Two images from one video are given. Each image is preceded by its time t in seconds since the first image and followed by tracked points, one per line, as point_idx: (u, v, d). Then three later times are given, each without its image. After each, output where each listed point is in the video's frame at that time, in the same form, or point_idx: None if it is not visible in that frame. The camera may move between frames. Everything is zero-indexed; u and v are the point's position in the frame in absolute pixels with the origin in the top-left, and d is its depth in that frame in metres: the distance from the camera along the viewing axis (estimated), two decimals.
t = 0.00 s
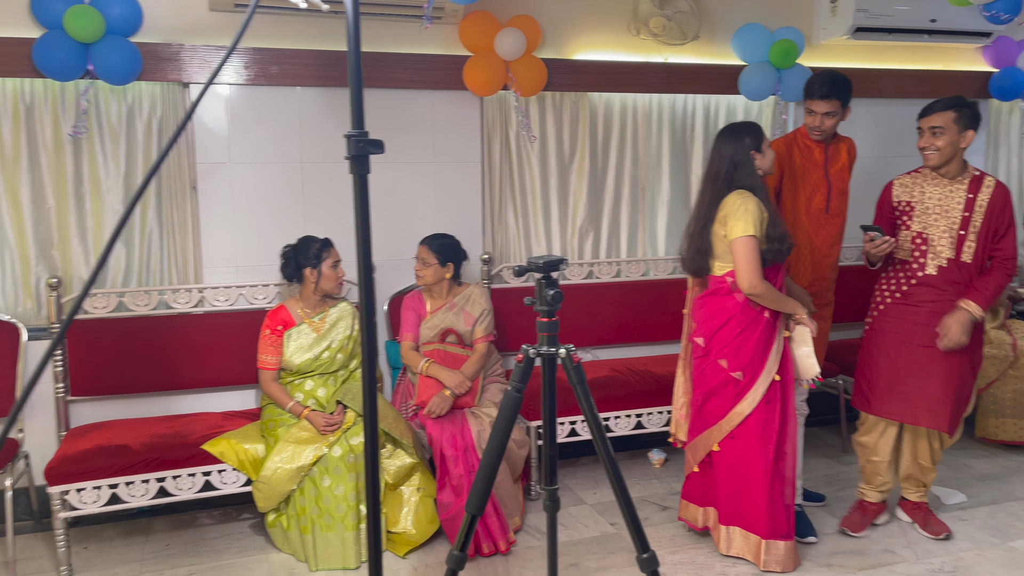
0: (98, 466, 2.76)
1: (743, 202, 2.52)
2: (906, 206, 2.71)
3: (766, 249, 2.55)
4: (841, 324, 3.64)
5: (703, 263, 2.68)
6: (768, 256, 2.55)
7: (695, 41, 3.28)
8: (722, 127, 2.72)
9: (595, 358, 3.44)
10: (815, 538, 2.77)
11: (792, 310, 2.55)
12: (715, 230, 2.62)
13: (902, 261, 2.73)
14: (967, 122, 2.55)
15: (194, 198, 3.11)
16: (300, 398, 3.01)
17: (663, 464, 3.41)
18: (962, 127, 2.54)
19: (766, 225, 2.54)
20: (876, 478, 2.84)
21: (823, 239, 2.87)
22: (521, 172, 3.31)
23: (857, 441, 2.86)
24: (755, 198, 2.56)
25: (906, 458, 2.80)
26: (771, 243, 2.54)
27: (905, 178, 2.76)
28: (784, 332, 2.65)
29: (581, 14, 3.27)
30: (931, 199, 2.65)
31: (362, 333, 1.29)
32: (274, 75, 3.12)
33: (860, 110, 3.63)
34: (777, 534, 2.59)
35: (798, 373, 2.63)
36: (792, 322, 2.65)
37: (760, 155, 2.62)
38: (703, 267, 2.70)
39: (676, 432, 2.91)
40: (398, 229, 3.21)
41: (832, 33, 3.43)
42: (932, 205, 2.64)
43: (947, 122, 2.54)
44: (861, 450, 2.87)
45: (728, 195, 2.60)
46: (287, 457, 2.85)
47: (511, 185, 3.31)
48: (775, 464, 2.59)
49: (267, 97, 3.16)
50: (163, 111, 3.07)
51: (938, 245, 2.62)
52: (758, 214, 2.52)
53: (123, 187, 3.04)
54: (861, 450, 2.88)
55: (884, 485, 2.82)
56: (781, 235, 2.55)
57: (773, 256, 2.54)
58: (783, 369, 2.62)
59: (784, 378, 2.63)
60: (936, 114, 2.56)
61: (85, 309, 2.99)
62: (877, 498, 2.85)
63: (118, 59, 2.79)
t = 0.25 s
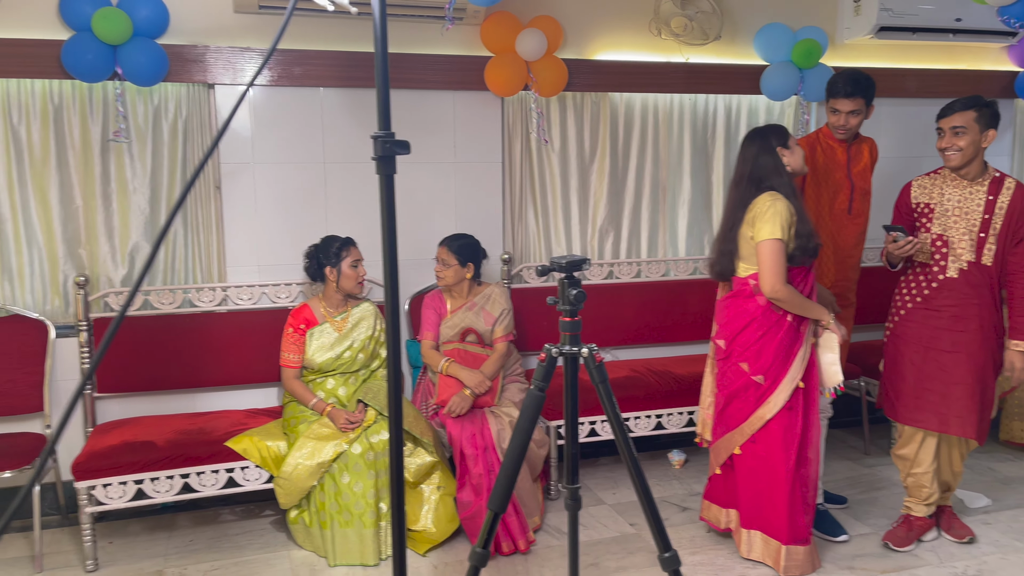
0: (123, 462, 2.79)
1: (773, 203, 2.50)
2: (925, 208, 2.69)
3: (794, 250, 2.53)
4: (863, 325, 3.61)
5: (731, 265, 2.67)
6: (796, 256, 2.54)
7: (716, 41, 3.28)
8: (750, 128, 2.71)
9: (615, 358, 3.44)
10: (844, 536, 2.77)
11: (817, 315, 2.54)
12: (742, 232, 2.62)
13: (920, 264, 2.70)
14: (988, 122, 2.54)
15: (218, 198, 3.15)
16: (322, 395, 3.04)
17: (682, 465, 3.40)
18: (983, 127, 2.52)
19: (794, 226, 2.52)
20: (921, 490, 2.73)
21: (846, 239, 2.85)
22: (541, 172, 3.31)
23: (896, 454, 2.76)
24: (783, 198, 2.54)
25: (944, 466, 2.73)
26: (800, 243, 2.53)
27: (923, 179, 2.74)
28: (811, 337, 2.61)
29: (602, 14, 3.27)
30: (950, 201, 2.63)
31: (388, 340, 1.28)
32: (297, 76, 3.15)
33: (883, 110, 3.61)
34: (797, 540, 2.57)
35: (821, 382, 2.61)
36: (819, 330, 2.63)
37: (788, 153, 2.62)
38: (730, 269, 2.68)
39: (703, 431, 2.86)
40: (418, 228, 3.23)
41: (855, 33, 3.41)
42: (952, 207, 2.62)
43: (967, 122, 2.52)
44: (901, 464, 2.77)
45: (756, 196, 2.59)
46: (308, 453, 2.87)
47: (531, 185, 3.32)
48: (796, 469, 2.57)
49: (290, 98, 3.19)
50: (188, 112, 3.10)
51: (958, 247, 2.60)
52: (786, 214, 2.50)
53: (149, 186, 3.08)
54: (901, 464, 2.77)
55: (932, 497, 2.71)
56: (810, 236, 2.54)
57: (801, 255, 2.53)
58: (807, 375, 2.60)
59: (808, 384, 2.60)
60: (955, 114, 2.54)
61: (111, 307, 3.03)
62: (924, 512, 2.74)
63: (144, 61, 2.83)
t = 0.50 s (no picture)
0: (149, 460, 2.83)
1: (792, 205, 2.49)
2: (944, 210, 2.67)
3: (817, 252, 2.52)
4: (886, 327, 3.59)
5: (754, 265, 2.66)
6: (818, 260, 2.52)
7: (738, 42, 3.27)
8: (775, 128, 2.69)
9: (636, 359, 3.44)
10: (869, 539, 2.76)
11: (841, 317, 2.51)
12: (763, 232, 2.61)
13: (940, 266, 2.68)
14: (1006, 121, 2.51)
15: (242, 199, 3.18)
16: (345, 395, 3.06)
17: (703, 467, 3.39)
18: (1002, 127, 2.50)
19: (817, 228, 2.51)
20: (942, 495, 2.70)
21: (869, 240, 2.83)
22: (562, 173, 3.32)
23: (914, 461, 2.76)
24: (805, 201, 2.53)
25: (969, 470, 2.69)
26: (822, 246, 2.51)
27: (942, 180, 2.71)
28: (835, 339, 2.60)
29: (623, 15, 3.28)
30: (970, 202, 2.60)
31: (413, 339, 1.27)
32: (320, 78, 3.18)
33: (906, 111, 3.58)
34: (820, 545, 2.54)
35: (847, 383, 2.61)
36: (843, 330, 2.61)
37: (812, 157, 2.58)
38: (752, 271, 2.68)
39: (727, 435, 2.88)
40: (440, 229, 3.24)
41: (879, 33, 3.40)
42: (972, 208, 2.60)
43: (986, 122, 2.50)
44: (921, 470, 2.75)
45: (779, 197, 2.58)
46: (330, 452, 2.89)
47: (552, 186, 3.32)
48: (819, 473, 2.55)
49: (313, 100, 3.22)
50: (213, 114, 3.13)
51: (980, 249, 2.57)
52: (808, 216, 2.49)
53: (174, 188, 3.12)
54: (921, 470, 2.75)
55: (954, 502, 2.68)
56: (833, 237, 2.52)
57: (824, 259, 2.51)
58: (832, 379, 2.58)
59: (832, 387, 2.58)
60: (974, 114, 2.51)
61: (138, 307, 3.08)
62: (948, 517, 2.70)
63: (171, 65, 2.87)
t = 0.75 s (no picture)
0: (174, 457, 2.87)
1: (806, 203, 2.48)
2: (973, 210, 2.64)
3: (828, 255, 2.50)
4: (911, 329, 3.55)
5: (769, 269, 2.63)
6: (831, 262, 2.50)
7: (762, 42, 3.25)
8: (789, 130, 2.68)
9: (657, 361, 3.43)
10: (895, 543, 2.73)
11: (855, 313, 2.50)
12: (778, 233, 2.58)
13: (969, 268, 2.65)
14: None
15: (266, 199, 3.21)
16: (367, 394, 3.08)
17: (725, 469, 3.37)
18: None
19: (830, 229, 2.50)
20: (970, 499, 2.68)
21: (896, 241, 2.80)
22: (584, 174, 3.32)
23: (943, 464, 2.73)
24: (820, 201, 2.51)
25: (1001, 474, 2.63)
26: (834, 248, 2.49)
27: (970, 180, 2.68)
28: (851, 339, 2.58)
29: (646, 16, 3.28)
30: (1000, 202, 2.57)
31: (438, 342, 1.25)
32: (343, 80, 3.20)
33: (932, 111, 3.54)
34: (853, 545, 2.51)
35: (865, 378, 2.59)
36: (858, 327, 2.59)
37: (829, 156, 2.59)
38: (767, 271, 2.65)
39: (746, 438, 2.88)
40: (461, 229, 3.26)
41: (905, 32, 3.37)
42: (1001, 209, 2.57)
43: (1018, 118, 2.46)
44: (951, 473, 2.73)
45: (792, 198, 2.56)
46: (353, 451, 2.91)
47: (574, 187, 3.32)
48: (846, 473, 2.53)
49: (336, 102, 3.24)
50: (238, 116, 3.17)
51: (1009, 251, 2.54)
52: (822, 215, 2.48)
53: (200, 188, 3.15)
54: (950, 473, 2.73)
55: (980, 507, 2.65)
56: (847, 240, 2.50)
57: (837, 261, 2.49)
58: (852, 376, 2.57)
59: (853, 386, 2.57)
60: (1004, 112, 2.49)
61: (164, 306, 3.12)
62: (976, 521, 2.67)
63: (198, 67, 2.90)
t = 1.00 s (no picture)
0: (204, 454, 2.91)
1: (829, 204, 2.45)
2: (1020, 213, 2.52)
3: (852, 256, 2.47)
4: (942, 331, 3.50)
5: (791, 270, 2.59)
6: (854, 264, 2.47)
7: (790, 41, 3.23)
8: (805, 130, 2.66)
9: (683, 362, 3.41)
10: (925, 548, 2.70)
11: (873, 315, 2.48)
12: (799, 233, 2.55)
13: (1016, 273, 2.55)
14: None
15: (294, 199, 3.25)
16: (393, 393, 3.10)
17: (752, 471, 3.35)
18: None
19: (852, 230, 2.46)
20: (1004, 504, 2.63)
21: (929, 242, 2.75)
22: (610, 174, 3.32)
23: (981, 465, 2.68)
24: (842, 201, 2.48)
25: None
26: (857, 250, 2.47)
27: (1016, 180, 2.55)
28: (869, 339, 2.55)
29: (674, 16, 3.27)
30: None
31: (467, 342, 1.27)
32: (371, 81, 3.22)
33: (963, 110, 3.50)
34: (872, 545, 2.49)
35: (883, 377, 2.56)
36: (876, 328, 2.57)
37: (846, 156, 2.57)
38: (788, 271, 2.61)
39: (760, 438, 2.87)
40: (488, 229, 3.27)
41: (936, 30, 3.33)
42: None
43: None
44: (988, 475, 2.68)
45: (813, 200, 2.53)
46: (379, 449, 2.93)
47: (600, 187, 3.32)
48: (865, 473, 2.50)
49: (364, 103, 3.27)
50: (267, 117, 3.21)
51: None
52: (843, 217, 2.44)
53: (230, 189, 3.19)
54: (987, 475, 2.68)
55: (1014, 513, 2.61)
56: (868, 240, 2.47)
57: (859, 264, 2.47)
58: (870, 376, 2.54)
59: (872, 386, 2.54)
60: None
61: (194, 305, 3.16)
62: (1008, 527, 2.64)
63: (228, 69, 2.94)
